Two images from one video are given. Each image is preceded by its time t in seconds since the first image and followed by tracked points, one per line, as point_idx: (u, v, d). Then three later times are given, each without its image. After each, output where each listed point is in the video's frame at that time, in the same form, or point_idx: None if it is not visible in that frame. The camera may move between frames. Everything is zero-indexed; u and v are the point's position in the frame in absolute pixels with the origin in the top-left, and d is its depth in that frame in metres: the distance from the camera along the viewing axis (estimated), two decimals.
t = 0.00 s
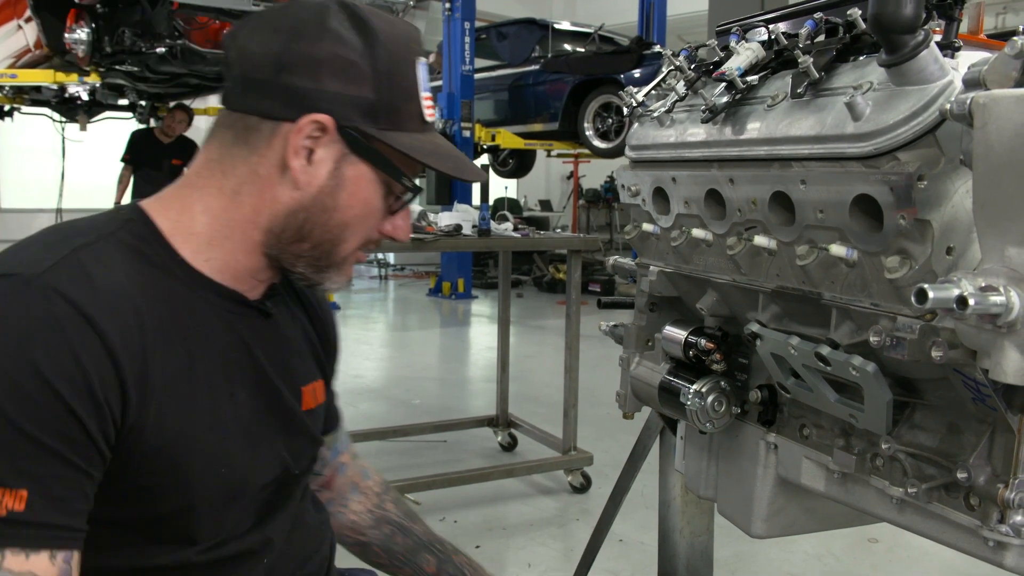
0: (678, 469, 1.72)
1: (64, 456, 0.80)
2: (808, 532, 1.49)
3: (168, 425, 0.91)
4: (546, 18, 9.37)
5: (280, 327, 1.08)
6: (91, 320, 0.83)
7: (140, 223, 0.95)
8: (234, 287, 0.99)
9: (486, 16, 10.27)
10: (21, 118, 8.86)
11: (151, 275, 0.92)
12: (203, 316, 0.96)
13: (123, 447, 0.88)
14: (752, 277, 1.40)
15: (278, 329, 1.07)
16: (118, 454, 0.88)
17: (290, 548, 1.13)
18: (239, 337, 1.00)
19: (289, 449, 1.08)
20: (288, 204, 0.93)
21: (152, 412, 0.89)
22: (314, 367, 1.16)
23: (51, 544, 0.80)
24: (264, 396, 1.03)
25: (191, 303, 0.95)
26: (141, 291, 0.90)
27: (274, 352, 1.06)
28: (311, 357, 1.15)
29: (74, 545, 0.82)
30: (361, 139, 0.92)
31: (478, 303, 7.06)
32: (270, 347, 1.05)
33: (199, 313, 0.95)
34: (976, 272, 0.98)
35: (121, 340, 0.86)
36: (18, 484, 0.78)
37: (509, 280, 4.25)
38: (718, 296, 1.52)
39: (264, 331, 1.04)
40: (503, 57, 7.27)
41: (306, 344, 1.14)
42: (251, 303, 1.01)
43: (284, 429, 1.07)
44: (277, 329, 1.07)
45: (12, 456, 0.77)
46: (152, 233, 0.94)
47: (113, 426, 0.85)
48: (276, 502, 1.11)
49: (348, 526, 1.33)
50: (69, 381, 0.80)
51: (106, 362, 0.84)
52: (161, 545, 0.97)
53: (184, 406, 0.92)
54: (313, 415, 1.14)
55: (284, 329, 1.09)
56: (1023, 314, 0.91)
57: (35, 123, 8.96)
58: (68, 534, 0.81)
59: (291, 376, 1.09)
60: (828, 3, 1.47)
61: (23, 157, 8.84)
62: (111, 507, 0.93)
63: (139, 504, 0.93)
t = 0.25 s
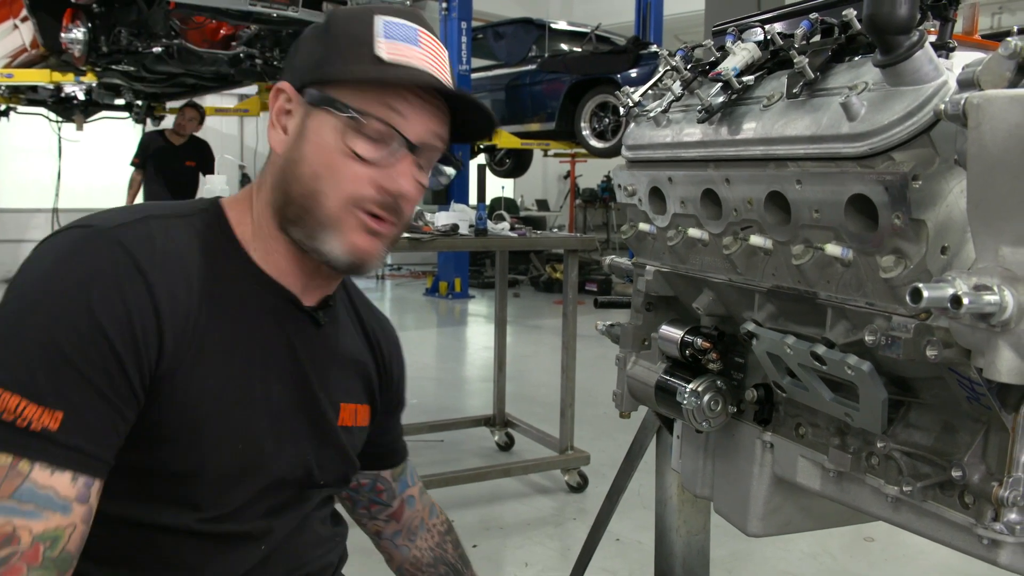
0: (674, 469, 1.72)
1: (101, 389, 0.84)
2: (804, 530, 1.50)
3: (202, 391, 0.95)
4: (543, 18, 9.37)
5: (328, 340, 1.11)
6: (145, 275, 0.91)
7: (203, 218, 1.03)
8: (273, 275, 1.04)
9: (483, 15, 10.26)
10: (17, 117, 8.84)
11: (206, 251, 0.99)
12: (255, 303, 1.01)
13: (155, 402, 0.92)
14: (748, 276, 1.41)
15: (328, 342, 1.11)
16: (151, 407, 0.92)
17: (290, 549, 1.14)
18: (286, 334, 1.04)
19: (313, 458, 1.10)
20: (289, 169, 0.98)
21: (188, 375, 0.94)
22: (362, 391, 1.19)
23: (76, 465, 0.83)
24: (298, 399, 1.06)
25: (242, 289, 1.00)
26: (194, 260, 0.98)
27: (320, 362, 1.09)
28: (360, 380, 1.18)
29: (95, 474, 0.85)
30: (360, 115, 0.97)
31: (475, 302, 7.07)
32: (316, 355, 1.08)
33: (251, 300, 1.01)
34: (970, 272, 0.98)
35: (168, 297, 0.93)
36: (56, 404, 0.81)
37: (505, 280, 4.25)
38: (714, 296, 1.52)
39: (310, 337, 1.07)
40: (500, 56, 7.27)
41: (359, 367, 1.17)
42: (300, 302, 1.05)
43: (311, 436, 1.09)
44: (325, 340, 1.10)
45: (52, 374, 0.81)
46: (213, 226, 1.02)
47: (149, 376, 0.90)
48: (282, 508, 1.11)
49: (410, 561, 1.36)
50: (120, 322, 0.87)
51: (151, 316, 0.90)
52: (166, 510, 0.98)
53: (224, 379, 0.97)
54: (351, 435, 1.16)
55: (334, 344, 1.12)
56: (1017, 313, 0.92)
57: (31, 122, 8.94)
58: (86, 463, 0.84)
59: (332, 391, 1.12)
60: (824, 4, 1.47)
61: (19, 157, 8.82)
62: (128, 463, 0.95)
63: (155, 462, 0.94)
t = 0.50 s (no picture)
0: (671, 469, 1.73)
1: (115, 363, 0.95)
2: (801, 530, 1.50)
3: (211, 371, 1.05)
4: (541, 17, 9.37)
5: (345, 341, 1.21)
6: (164, 260, 1.03)
7: (239, 213, 1.17)
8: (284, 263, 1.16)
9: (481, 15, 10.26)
10: (15, 116, 8.83)
11: (226, 249, 1.11)
12: (271, 295, 1.12)
13: (168, 380, 1.03)
14: (745, 276, 1.41)
15: (344, 343, 1.20)
16: (161, 384, 1.02)
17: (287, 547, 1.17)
18: (302, 328, 1.14)
19: (322, 451, 1.18)
20: (308, 163, 1.13)
21: (199, 354, 1.04)
22: (376, 394, 1.27)
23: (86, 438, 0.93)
24: (310, 391, 1.15)
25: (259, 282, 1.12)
26: (214, 256, 1.09)
27: (335, 359, 1.19)
28: (376, 384, 1.27)
29: (104, 446, 0.94)
30: (337, 95, 1.18)
31: (473, 302, 7.07)
32: (331, 353, 1.18)
33: (268, 292, 1.12)
34: (966, 271, 0.98)
35: (186, 285, 1.04)
36: (72, 376, 0.92)
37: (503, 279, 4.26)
38: (711, 295, 1.53)
39: (326, 335, 1.18)
40: (498, 56, 7.27)
41: (374, 370, 1.26)
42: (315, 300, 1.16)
43: (322, 430, 1.17)
44: (342, 340, 1.20)
45: (71, 349, 0.92)
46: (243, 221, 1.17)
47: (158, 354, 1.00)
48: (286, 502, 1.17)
49: (423, 569, 1.47)
50: (134, 299, 0.98)
51: (166, 297, 1.01)
52: (172, 492, 1.06)
53: (234, 360, 1.07)
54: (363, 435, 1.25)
55: (349, 344, 1.22)
56: (1012, 312, 0.92)
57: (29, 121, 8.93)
58: (99, 433, 0.94)
59: (346, 390, 1.21)
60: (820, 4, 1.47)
61: (16, 155, 8.81)
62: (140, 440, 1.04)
63: (168, 439, 1.04)
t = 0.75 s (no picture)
0: (668, 469, 1.73)
1: (115, 365, 0.95)
2: (799, 530, 1.51)
3: (211, 372, 1.05)
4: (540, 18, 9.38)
5: (345, 343, 1.21)
6: (163, 261, 1.03)
7: (239, 214, 1.17)
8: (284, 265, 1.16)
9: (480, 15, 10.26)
10: (13, 116, 8.82)
11: (226, 250, 1.11)
12: (270, 297, 1.12)
13: (168, 381, 1.03)
14: (743, 277, 1.41)
15: (343, 345, 1.21)
16: (161, 385, 1.03)
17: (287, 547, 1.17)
18: (301, 329, 1.14)
19: (323, 453, 1.18)
20: (313, 165, 1.13)
21: (199, 355, 1.04)
22: (375, 396, 1.27)
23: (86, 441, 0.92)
24: (310, 393, 1.15)
25: (258, 285, 1.12)
26: (213, 258, 1.09)
27: (335, 360, 1.19)
28: (375, 386, 1.27)
29: (105, 449, 0.94)
30: (337, 96, 1.18)
31: (471, 302, 7.07)
32: (331, 355, 1.19)
33: (267, 294, 1.12)
34: (963, 272, 0.99)
35: (187, 286, 1.04)
36: (72, 378, 0.92)
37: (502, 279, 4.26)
38: (709, 296, 1.53)
39: (327, 337, 1.18)
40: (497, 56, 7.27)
41: (373, 371, 1.26)
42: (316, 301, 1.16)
43: (322, 431, 1.17)
44: (342, 342, 1.21)
45: (70, 349, 0.92)
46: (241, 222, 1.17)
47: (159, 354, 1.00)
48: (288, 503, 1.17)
49: (420, 566, 1.47)
50: (134, 301, 0.98)
51: (166, 298, 1.01)
52: (171, 493, 1.05)
53: (234, 362, 1.07)
54: (362, 435, 1.25)
55: (349, 346, 1.22)
56: (1009, 313, 0.92)
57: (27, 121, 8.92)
58: (97, 437, 0.93)
59: (346, 391, 1.21)
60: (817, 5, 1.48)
61: (14, 156, 8.80)
62: (141, 441, 1.04)
63: (168, 441, 1.04)
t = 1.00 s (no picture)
0: (670, 467, 1.73)
1: (106, 374, 0.95)
2: (801, 528, 1.51)
3: (203, 375, 1.05)
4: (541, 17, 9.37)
5: (339, 342, 1.21)
6: (154, 267, 1.03)
7: (229, 213, 1.17)
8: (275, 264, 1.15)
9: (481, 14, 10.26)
10: (15, 116, 8.83)
11: (217, 251, 1.11)
12: (262, 298, 1.12)
13: (160, 386, 1.03)
14: (745, 275, 1.41)
15: (337, 343, 1.21)
16: (154, 390, 1.03)
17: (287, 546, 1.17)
18: (294, 329, 1.14)
19: (320, 451, 1.18)
20: (303, 162, 1.13)
21: (192, 358, 1.04)
22: (370, 393, 1.28)
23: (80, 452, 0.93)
24: (305, 391, 1.15)
25: (250, 286, 1.12)
26: (205, 259, 1.09)
27: (329, 358, 1.19)
28: (370, 383, 1.27)
29: (99, 458, 0.95)
30: (326, 91, 1.17)
31: (472, 301, 7.07)
32: (325, 354, 1.19)
33: (260, 294, 1.12)
34: (966, 270, 0.99)
35: (178, 289, 1.04)
36: (64, 388, 0.92)
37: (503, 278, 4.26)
38: (710, 294, 1.53)
39: (320, 336, 1.18)
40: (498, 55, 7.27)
41: (367, 368, 1.26)
42: (308, 299, 1.17)
43: (319, 429, 1.18)
44: (335, 340, 1.21)
45: (60, 357, 0.92)
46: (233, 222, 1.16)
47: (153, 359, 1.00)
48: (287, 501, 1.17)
49: (418, 557, 1.48)
50: (124, 308, 0.98)
51: (157, 303, 1.01)
52: (166, 496, 1.06)
53: (227, 363, 1.07)
54: (359, 432, 1.25)
55: (343, 343, 1.22)
56: (1012, 311, 0.92)
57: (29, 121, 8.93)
58: (90, 446, 0.94)
59: (341, 389, 1.21)
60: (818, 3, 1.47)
61: (15, 156, 8.81)
62: (134, 446, 1.04)
63: (161, 445, 1.04)
